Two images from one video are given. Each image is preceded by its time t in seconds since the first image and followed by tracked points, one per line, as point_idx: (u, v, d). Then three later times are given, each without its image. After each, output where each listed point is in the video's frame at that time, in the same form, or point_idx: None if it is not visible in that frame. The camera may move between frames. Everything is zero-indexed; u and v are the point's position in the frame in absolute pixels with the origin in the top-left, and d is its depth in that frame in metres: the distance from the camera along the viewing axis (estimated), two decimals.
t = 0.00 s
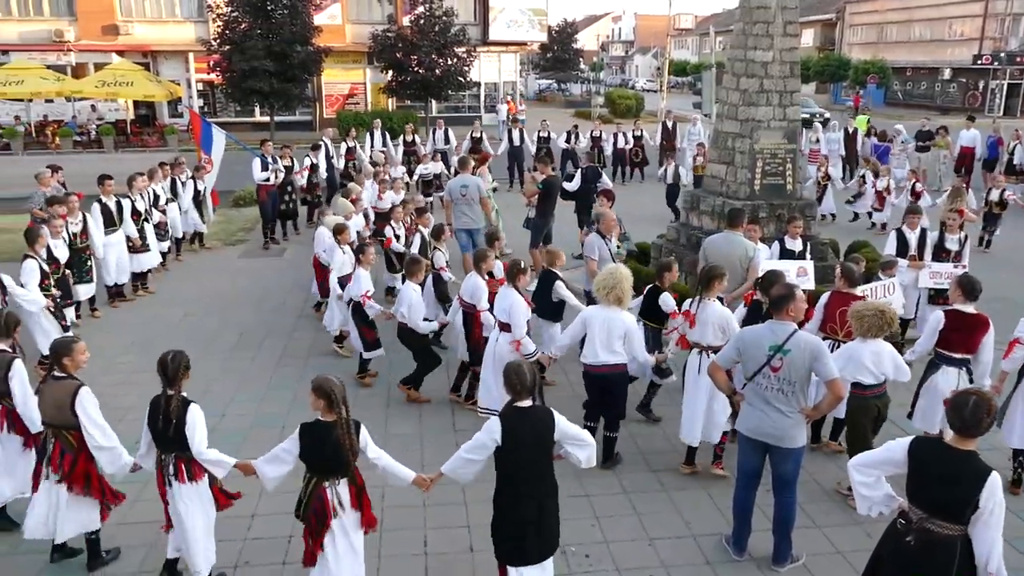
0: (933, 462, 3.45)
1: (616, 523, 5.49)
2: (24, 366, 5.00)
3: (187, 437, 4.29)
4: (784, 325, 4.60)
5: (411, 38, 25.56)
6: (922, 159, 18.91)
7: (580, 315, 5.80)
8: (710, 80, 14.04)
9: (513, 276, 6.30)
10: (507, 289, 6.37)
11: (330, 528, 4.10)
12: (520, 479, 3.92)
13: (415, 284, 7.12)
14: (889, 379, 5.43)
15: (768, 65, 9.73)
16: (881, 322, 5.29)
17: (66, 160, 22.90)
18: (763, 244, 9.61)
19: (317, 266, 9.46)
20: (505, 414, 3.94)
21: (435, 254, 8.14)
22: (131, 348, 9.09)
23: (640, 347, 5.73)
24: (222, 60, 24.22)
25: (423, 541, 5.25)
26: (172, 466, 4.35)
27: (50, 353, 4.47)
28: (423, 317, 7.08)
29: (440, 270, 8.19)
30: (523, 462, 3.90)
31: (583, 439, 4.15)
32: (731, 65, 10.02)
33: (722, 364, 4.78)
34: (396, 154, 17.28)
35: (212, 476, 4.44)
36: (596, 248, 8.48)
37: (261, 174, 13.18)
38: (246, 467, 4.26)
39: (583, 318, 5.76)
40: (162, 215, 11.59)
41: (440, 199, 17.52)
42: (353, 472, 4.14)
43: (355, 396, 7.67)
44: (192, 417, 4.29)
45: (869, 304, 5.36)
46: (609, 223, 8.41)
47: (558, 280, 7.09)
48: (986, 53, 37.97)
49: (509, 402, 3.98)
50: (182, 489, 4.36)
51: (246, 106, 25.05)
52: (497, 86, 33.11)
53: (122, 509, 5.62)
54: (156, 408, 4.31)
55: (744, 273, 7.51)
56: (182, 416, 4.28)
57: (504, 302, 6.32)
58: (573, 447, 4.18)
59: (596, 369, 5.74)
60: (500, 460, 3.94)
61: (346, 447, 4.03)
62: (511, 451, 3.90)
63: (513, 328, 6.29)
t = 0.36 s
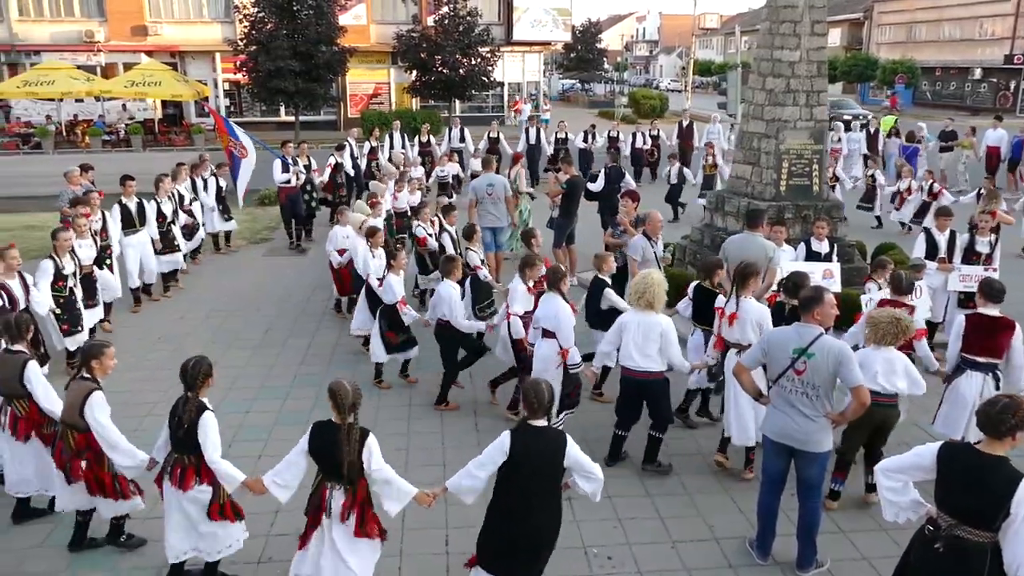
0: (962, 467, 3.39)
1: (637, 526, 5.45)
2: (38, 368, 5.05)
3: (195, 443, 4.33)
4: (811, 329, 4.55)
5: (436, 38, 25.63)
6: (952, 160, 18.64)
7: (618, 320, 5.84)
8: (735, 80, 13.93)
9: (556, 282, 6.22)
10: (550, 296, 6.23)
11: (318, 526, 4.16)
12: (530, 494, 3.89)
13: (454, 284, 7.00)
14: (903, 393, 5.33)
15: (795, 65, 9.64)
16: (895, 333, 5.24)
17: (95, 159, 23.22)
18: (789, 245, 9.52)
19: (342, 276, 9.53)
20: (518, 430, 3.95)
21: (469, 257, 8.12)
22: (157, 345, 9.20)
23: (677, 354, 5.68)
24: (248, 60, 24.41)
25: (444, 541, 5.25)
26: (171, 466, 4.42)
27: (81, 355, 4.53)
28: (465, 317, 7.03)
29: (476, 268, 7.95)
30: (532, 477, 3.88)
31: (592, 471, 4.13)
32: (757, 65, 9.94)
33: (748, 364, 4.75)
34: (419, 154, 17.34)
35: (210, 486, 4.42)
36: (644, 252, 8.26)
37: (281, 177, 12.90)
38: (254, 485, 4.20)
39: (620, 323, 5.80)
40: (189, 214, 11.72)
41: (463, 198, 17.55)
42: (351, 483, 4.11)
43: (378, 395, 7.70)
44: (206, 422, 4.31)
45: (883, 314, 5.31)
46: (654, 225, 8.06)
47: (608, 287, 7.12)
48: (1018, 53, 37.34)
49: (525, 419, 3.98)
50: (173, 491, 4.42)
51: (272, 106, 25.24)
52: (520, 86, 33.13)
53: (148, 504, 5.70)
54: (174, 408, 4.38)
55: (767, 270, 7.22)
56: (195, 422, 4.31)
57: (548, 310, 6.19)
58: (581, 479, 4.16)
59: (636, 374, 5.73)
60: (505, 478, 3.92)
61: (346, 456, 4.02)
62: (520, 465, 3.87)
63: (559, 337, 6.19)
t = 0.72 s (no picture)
0: (1000, 476, 3.31)
1: (662, 528, 5.43)
2: (72, 361, 5.00)
3: (247, 445, 4.30)
4: (841, 332, 4.48)
5: (464, 38, 25.70)
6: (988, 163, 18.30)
7: (685, 323, 5.79)
8: (766, 80, 13.81)
9: (613, 288, 6.05)
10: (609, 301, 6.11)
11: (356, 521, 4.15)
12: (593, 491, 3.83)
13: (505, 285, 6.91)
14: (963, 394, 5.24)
15: (827, 65, 9.53)
16: (960, 331, 5.09)
17: (128, 157, 23.60)
18: (819, 247, 9.42)
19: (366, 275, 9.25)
20: (581, 425, 3.92)
21: (517, 261, 7.98)
22: (187, 342, 9.33)
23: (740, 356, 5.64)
24: (278, 60, 24.65)
25: (469, 539, 5.26)
26: (221, 473, 4.36)
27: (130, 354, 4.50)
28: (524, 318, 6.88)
29: (524, 275, 7.93)
30: (595, 476, 3.82)
31: (660, 478, 3.97)
32: (788, 65, 9.84)
33: (778, 364, 4.74)
34: (447, 154, 17.41)
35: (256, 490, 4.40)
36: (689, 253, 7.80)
37: (308, 178, 12.96)
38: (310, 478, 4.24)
39: (686, 327, 5.76)
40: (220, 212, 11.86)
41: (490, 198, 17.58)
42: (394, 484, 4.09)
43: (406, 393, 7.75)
44: (256, 426, 4.29)
45: (943, 311, 5.18)
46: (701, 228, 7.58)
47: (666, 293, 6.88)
48: None
49: (592, 417, 3.93)
50: (225, 496, 4.36)
51: (301, 105, 25.47)
52: (548, 86, 33.09)
53: (177, 499, 5.79)
54: (216, 413, 4.30)
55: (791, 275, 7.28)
56: (244, 426, 4.28)
57: (608, 315, 6.03)
58: (647, 487, 4.00)
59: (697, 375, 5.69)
60: (570, 473, 3.90)
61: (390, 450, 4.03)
62: (579, 460, 3.84)
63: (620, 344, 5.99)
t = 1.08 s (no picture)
0: None
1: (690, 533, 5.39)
2: (100, 370, 4.80)
3: (321, 448, 4.31)
4: (876, 338, 4.41)
5: (494, 38, 25.72)
6: None
7: (745, 325, 5.64)
8: (799, 81, 13.65)
9: (671, 291, 6.00)
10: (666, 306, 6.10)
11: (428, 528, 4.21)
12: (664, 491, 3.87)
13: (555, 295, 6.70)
14: None
15: (862, 66, 9.40)
16: None
17: (162, 156, 23.98)
18: (852, 250, 9.30)
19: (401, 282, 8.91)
20: (650, 423, 3.91)
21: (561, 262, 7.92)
22: (219, 339, 9.46)
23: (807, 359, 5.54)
24: (310, 60, 24.86)
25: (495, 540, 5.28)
26: (299, 472, 4.38)
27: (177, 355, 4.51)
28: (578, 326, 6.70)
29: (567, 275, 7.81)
30: (666, 477, 3.85)
31: (730, 476, 3.98)
32: (822, 66, 9.72)
33: (812, 368, 4.70)
34: (476, 154, 17.46)
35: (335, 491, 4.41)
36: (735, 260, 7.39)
37: (336, 177, 13.09)
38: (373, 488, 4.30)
39: (747, 326, 5.61)
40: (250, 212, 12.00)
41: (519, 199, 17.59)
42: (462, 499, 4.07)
43: (434, 392, 7.79)
44: (326, 427, 4.29)
45: None
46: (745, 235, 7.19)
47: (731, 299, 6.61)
48: None
49: (662, 413, 3.90)
50: (304, 496, 4.38)
51: (332, 105, 25.69)
52: (578, 86, 33.00)
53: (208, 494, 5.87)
54: (285, 414, 4.33)
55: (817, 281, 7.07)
56: (314, 427, 4.28)
57: (668, 319, 6.03)
58: (719, 485, 4.03)
59: (763, 380, 5.58)
60: (641, 472, 3.93)
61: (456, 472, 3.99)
62: (650, 458, 3.86)
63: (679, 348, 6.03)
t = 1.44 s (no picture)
0: None
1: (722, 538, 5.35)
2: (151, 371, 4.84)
3: (392, 455, 4.21)
4: (917, 345, 4.33)
5: (528, 38, 25.72)
6: None
7: (798, 337, 5.53)
8: (836, 81, 13.45)
9: (734, 296, 5.85)
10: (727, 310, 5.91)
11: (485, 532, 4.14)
12: (737, 496, 3.85)
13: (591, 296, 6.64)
14: None
15: (902, 66, 9.24)
16: None
17: (200, 155, 24.39)
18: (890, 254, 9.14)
19: (441, 287, 8.80)
20: (717, 428, 3.91)
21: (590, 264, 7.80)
22: (254, 337, 9.58)
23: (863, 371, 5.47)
24: (345, 61, 25.07)
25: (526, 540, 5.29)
26: (360, 478, 4.28)
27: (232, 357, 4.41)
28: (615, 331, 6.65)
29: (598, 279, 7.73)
30: (741, 479, 3.83)
31: (809, 470, 3.97)
32: (861, 66, 9.57)
33: (848, 377, 4.61)
34: (508, 154, 17.47)
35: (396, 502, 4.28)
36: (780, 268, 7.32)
37: (370, 178, 13.23)
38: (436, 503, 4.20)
39: (801, 340, 5.49)
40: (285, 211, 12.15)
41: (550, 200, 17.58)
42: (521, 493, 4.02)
43: (465, 393, 7.80)
44: (399, 433, 4.17)
45: None
46: (793, 240, 7.14)
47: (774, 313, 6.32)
48: None
49: (725, 418, 3.91)
50: (363, 504, 4.26)
51: (367, 105, 25.89)
52: (612, 87, 32.85)
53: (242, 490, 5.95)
54: (362, 417, 4.24)
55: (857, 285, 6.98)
56: (386, 431, 4.18)
57: (732, 324, 5.83)
58: (796, 477, 4.01)
59: (809, 395, 5.54)
60: (711, 477, 3.91)
61: (509, 467, 3.97)
62: (717, 463, 3.86)
63: (742, 353, 5.82)
